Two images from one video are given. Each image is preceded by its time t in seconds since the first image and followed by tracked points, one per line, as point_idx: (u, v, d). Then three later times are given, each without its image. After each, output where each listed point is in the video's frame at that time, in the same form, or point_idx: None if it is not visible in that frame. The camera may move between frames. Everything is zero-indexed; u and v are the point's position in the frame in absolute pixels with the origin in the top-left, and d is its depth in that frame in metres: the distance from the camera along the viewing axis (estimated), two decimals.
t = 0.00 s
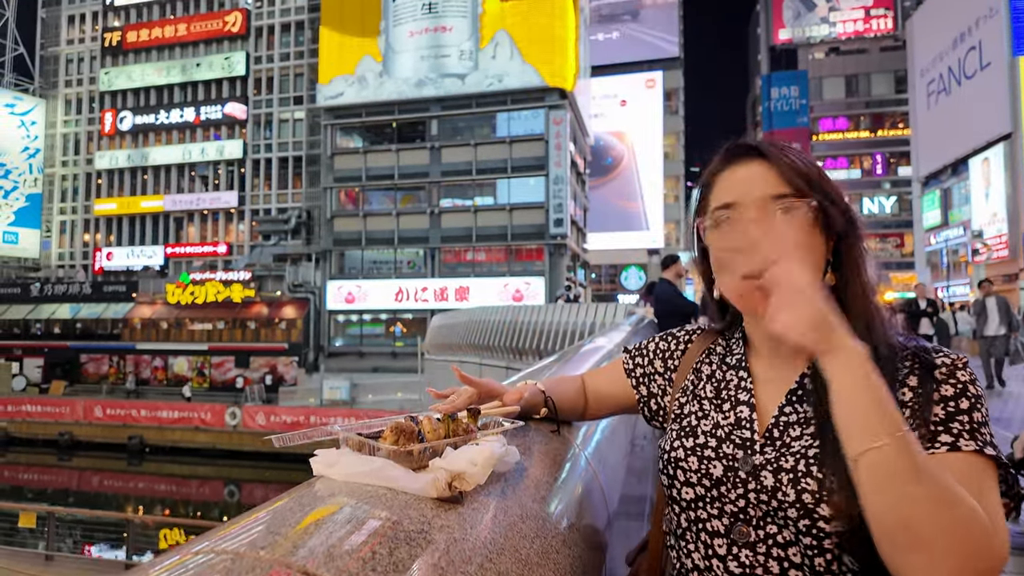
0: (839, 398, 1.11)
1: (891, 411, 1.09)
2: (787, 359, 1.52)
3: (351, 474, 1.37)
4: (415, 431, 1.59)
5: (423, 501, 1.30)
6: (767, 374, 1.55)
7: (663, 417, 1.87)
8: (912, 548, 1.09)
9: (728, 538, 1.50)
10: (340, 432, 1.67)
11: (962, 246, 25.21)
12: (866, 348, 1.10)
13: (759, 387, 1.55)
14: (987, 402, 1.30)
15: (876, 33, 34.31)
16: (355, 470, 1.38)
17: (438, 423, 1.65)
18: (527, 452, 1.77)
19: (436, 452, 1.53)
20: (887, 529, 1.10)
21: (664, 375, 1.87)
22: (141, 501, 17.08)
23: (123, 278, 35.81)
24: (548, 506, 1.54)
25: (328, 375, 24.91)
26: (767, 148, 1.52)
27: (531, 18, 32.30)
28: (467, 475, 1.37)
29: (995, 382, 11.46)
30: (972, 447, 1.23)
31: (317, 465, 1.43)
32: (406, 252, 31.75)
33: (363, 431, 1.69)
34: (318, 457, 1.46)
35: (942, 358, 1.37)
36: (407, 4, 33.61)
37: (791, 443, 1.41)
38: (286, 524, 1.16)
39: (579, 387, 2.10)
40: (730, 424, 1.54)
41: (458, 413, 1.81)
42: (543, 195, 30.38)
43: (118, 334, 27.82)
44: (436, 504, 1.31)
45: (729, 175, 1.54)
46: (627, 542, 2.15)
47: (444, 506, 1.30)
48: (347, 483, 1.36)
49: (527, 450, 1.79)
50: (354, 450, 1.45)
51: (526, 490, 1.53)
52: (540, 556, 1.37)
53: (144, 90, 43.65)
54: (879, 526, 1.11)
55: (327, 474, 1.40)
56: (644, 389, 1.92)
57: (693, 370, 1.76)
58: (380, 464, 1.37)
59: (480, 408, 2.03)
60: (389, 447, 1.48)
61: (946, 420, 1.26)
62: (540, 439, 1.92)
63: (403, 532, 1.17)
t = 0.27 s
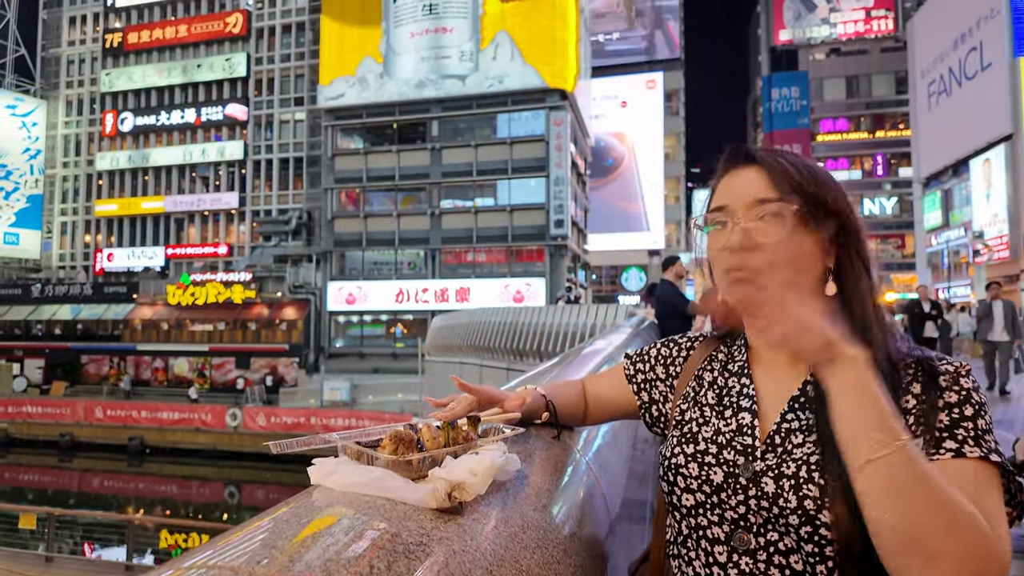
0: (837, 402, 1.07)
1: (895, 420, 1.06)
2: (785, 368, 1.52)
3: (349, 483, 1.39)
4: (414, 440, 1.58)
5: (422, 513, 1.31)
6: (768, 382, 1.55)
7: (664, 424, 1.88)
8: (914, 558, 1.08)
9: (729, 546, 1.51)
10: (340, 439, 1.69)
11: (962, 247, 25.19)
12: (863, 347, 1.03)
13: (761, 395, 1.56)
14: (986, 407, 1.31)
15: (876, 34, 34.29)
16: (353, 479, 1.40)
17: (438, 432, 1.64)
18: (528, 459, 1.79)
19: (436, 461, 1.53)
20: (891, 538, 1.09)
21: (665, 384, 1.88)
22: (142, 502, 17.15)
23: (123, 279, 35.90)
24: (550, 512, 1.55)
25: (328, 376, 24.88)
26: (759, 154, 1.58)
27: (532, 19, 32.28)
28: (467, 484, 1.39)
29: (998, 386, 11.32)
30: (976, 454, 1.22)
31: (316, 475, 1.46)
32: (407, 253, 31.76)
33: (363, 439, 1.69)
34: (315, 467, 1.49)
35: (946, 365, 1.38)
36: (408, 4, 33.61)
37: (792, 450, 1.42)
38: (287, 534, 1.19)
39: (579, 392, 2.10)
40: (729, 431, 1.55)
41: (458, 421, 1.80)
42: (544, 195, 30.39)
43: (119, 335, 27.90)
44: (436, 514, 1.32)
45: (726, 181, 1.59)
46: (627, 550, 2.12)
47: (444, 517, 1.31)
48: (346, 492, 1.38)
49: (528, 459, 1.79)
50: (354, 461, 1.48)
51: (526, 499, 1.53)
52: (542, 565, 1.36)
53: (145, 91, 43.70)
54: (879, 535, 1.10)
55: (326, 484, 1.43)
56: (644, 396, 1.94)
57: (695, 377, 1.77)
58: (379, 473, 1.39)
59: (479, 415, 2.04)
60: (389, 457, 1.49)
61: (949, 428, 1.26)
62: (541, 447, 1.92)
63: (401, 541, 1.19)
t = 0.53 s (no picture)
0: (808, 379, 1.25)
1: (853, 406, 1.20)
2: (774, 380, 1.55)
3: (345, 492, 1.39)
4: (408, 449, 1.55)
5: (416, 521, 1.31)
6: (760, 392, 1.56)
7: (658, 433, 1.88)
8: (871, 541, 1.15)
9: (718, 556, 1.50)
10: (336, 449, 1.67)
11: (962, 250, 25.21)
12: (824, 343, 1.26)
13: (753, 406, 1.56)
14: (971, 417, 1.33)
15: (875, 38, 34.35)
16: (349, 489, 1.40)
17: (432, 440, 1.61)
18: (524, 467, 1.77)
19: (429, 470, 1.51)
20: (852, 523, 1.16)
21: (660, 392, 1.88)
22: (141, 506, 17.11)
23: (124, 283, 35.90)
24: (546, 519, 1.54)
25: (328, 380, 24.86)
26: (759, 167, 1.61)
27: (532, 23, 32.30)
28: (460, 494, 1.36)
29: (998, 390, 11.21)
30: (952, 456, 1.25)
31: (311, 483, 1.45)
32: (407, 256, 31.82)
33: (358, 448, 1.68)
34: (312, 476, 1.48)
35: (929, 377, 1.42)
36: (408, 9, 33.62)
37: (779, 458, 1.43)
38: (283, 544, 1.19)
39: (575, 399, 2.10)
40: (722, 440, 1.55)
41: (452, 429, 1.78)
42: (544, 199, 30.46)
43: (119, 339, 27.87)
44: (430, 524, 1.31)
45: (724, 195, 1.64)
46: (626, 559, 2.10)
47: (437, 527, 1.30)
48: (342, 501, 1.38)
49: (522, 465, 1.78)
50: (348, 470, 1.47)
51: (521, 508, 1.52)
52: (535, 571, 1.35)
53: (146, 95, 43.78)
54: (842, 520, 1.18)
55: (322, 493, 1.43)
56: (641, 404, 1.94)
57: (690, 388, 1.77)
58: (373, 483, 1.38)
59: (474, 423, 2.02)
60: (383, 466, 1.47)
61: (927, 431, 1.30)
62: (536, 454, 1.91)
63: (393, 551, 1.18)
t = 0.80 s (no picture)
0: (757, 395, 1.30)
1: (800, 410, 1.27)
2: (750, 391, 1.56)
3: (341, 500, 1.39)
4: (403, 458, 1.55)
5: (409, 527, 1.31)
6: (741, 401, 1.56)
7: (647, 443, 1.88)
8: (804, 538, 1.20)
9: (696, 562, 1.50)
10: (334, 458, 1.67)
11: (961, 256, 25.13)
12: (766, 349, 1.34)
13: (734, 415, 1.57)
14: (936, 425, 1.36)
15: (873, 45, 34.51)
16: (345, 495, 1.40)
17: (426, 448, 1.61)
18: (516, 474, 1.76)
19: (423, 477, 1.51)
20: (792, 517, 1.21)
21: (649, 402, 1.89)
22: (139, 513, 17.06)
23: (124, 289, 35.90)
24: (538, 526, 1.54)
25: (327, 386, 24.81)
26: (738, 190, 1.60)
27: (531, 30, 32.39)
28: (452, 500, 1.36)
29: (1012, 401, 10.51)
30: (908, 461, 1.27)
31: (310, 489, 1.45)
32: (406, 262, 31.86)
33: (355, 456, 1.68)
34: (310, 484, 1.48)
35: (898, 390, 1.43)
36: (407, 16, 33.73)
37: (755, 468, 1.44)
38: (278, 551, 1.19)
39: (567, 409, 2.10)
40: (705, 451, 1.56)
41: (446, 438, 1.78)
42: (543, 206, 30.53)
43: (118, 345, 27.82)
44: (422, 529, 1.31)
45: (704, 216, 1.62)
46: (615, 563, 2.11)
47: (430, 532, 1.31)
48: (338, 508, 1.38)
49: (515, 473, 1.77)
50: (344, 477, 1.47)
51: (512, 515, 1.51)
52: None
53: (146, 102, 43.89)
54: (784, 517, 1.22)
55: (320, 499, 1.43)
56: (631, 412, 1.94)
57: (677, 398, 1.78)
58: (370, 490, 1.39)
59: (468, 432, 2.00)
60: (379, 474, 1.47)
61: (890, 435, 1.32)
62: (528, 462, 1.89)
63: (386, 552, 1.20)
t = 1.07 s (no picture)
0: (718, 409, 1.47)
1: (753, 421, 1.43)
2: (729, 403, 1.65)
3: (343, 509, 1.40)
4: (401, 468, 1.56)
5: (408, 535, 1.32)
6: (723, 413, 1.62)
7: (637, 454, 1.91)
8: (749, 535, 1.34)
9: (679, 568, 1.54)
10: (334, 469, 1.67)
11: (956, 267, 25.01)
12: (732, 372, 1.49)
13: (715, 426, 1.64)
14: (899, 436, 1.43)
15: (868, 57, 34.84)
16: (346, 505, 1.40)
17: (424, 459, 1.63)
18: (512, 485, 1.76)
19: (422, 488, 1.52)
20: (740, 516, 1.34)
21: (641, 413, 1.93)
22: (133, 524, 16.92)
23: (121, 299, 35.81)
24: (532, 534, 1.55)
25: (324, 396, 24.73)
26: (711, 215, 1.74)
27: (529, 40, 32.56)
28: (449, 510, 1.37)
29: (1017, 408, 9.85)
30: (859, 471, 1.36)
31: (311, 500, 1.46)
32: (404, 271, 31.87)
33: (355, 467, 1.69)
34: (311, 494, 1.48)
35: (869, 407, 1.51)
36: (407, 27, 33.90)
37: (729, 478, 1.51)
38: (280, 559, 1.19)
39: (561, 421, 2.11)
40: (689, 462, 1.60)
41: (442, 450, 1.79)
42: (541, 216, 30.62)
43: (114, 354, 27.69)
44: (421, 538, 1.32)
45: (682, 246, 1.76)
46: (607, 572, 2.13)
47: (428, 541, 1.32)
48: (340, 517, 1.38)
49: (510, 484, 1.78)
50: (345, 488, 1.47)
51: (508, 524, 1.52)
52: None
53: (146, 111, 43.99)
54: (735, 516, 1.36)
55: (322, 509, 1.43)
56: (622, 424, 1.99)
57: (665, 411, 1.82)
58: (369, 500, 1.39)
59: (465, 444, 2.00)
60: (379, 484, 1.48)
61: (847, 445, 1.41)
62: (525, 473, 1.89)
63: (384, 560, 1.21)
